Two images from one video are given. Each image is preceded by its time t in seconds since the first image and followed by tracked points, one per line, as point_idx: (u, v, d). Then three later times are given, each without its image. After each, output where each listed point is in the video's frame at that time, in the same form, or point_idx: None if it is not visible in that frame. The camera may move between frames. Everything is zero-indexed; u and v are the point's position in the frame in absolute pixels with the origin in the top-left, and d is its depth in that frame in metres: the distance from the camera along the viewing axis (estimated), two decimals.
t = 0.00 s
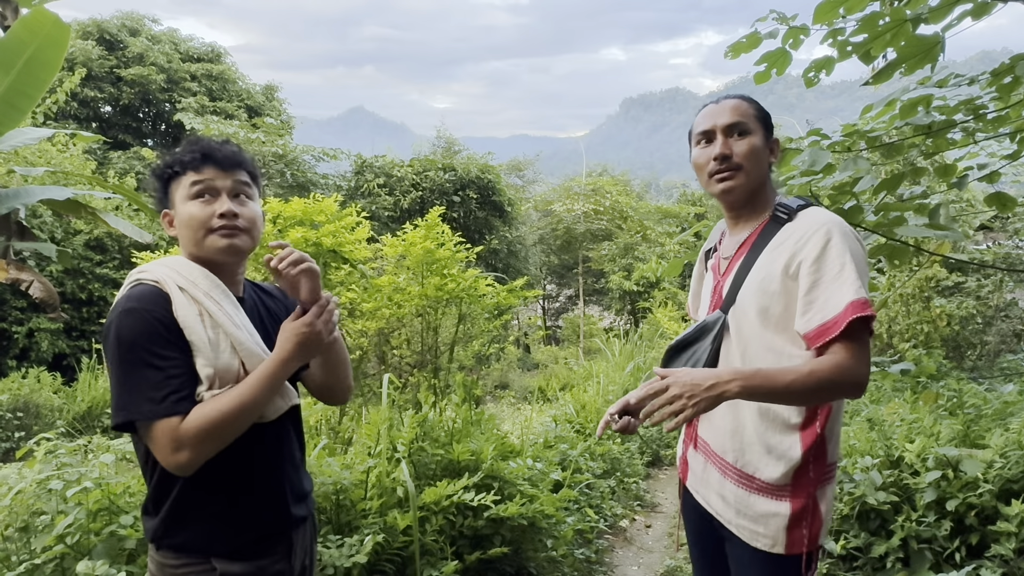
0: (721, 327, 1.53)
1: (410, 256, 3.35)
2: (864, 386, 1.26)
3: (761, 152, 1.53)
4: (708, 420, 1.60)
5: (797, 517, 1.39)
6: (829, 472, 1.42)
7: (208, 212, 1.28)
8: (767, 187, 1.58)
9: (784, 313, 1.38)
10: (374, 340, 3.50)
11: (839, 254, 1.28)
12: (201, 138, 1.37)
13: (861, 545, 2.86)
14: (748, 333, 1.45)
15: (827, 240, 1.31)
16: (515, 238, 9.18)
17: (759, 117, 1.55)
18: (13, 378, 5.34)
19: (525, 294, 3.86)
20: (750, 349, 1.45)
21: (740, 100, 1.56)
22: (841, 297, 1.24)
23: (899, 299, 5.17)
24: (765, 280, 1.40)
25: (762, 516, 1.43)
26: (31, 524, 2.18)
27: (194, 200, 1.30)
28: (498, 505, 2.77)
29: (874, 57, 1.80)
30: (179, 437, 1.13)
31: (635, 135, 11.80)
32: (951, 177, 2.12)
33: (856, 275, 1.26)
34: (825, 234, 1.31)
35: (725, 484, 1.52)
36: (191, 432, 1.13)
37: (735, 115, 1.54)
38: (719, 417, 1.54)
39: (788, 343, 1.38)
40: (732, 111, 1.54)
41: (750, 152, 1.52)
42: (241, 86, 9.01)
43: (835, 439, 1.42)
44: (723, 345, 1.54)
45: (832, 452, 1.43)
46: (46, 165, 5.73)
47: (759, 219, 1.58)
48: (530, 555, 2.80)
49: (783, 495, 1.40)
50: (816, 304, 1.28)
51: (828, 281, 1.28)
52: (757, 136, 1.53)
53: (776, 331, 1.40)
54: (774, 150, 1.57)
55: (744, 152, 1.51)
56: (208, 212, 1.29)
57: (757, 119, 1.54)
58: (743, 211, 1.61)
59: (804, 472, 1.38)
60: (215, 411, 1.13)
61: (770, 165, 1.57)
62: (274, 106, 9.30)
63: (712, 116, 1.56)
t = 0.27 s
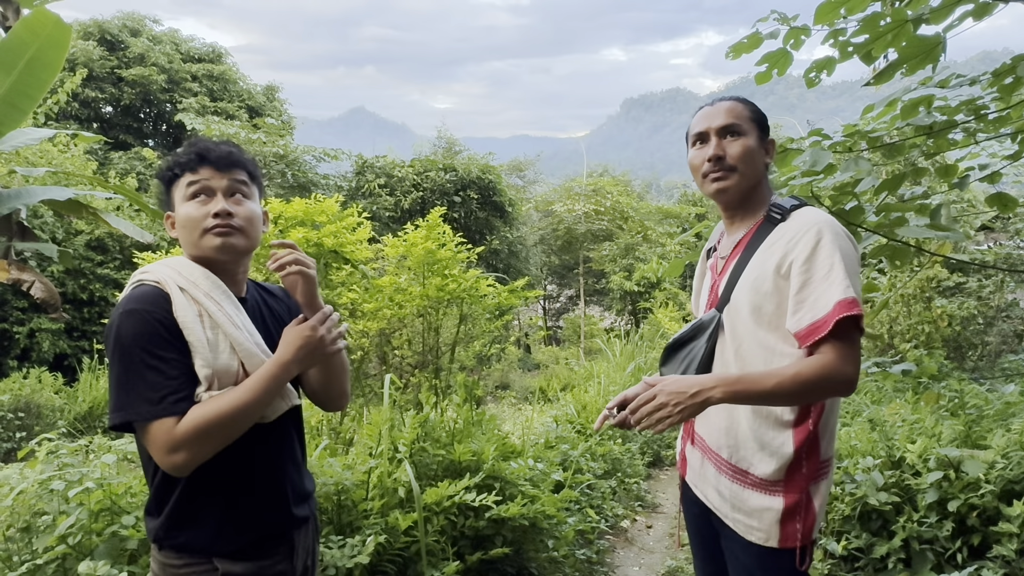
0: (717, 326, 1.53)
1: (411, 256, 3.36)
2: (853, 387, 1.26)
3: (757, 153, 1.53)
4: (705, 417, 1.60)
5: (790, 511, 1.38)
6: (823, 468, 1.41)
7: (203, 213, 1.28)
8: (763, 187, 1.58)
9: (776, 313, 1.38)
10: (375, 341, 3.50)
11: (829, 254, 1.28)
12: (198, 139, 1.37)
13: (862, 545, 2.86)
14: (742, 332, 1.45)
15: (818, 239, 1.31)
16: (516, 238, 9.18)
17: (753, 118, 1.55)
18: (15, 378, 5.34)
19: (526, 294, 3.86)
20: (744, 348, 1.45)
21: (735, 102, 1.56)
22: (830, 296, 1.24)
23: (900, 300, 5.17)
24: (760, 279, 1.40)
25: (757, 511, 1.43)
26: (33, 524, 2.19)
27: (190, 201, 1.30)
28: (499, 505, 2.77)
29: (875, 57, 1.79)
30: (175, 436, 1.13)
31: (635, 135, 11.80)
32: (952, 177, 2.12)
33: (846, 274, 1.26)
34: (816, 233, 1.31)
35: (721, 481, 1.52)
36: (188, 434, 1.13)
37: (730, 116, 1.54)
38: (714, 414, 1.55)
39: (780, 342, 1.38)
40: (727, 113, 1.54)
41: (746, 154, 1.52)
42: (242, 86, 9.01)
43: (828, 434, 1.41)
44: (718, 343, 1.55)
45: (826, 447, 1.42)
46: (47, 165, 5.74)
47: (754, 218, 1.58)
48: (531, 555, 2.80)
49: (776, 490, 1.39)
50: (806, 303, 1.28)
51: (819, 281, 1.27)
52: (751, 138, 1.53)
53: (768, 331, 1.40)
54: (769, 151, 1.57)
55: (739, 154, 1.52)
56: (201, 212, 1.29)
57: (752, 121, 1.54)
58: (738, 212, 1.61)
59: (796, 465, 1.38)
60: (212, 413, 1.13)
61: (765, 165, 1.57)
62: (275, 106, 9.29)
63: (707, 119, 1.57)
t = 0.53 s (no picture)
0: (711, 326, 1.54)
1: (413, 257, 3.36)
2: (825, 389, 1.27)
3: (751, 156, 1.53)
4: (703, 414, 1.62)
5: (779, 508, 1.38)
6: (818, 466, 1.39)
7: (188, 214, 1.28)
8: (759, 190, 1.58)
9: (761, 312, 1.39)
10: (377, 341, 3.51)
11: (811, 254, 1.29)
12: (198, 141, 1.37)
13: (864, 546, 2.86)
14: (733, 331, 1.46)
15: (801, 239, 1.31)
16: (517, 238, 9.19)
17: (750, 120, 1.54)
18: (16, 378, 5.35)
19: (527, 294, 3.86)
20: (734, 347, 1.46)
21: (733, 103, 1.56)
22: (805, 296, 1.25)
23: (901, 300, 5.17)
24: (749, 277, 1.41)
25: (747, 507, 1.43)
26: (36, 524, 2.19)
27: (180, 202, 1.31)
28: (501, 505, 2.78)
29: (877, 58, 1.79)
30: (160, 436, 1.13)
31: (636, 135, 11.80)
32: (954, 178, 2.12)
33: (824, 275, 1.26)
34: (801, 233, 1.32)
35: (715, 476, 1.54)
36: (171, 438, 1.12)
37: (725, 119, 1.53)
38: (709, 411, 1.57)
39: (765, 343, 1.38)
40: (722, 115, 1.54)
41: (738, 157, 1.52)
42: (243, 87, 9.01)
43: (823, 433, 1.40)
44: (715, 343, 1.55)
45: (822, 446, 1.41)
46: (48, 165, 5.75)
47: (748, 220, 1.58)
48: (533, 556, 2.80)
49: (768, 488, 1.39)
50: (787, 304, 1.29)
51: (798, 282, 1.29)
52: (746, 140, 1.52)
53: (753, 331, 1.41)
54: (767, 152, 1.56)
55: (732, 156, 1.52)
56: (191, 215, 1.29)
57: (748, 123, 1.54)
58: (734, 212, 1.61)
59: (785, 461, 1.37)
60: (196, 415, 1.12)
61: (763, 167, 1.57)
62: (276, 106, 9.29)
63: (703, 121, 1.57)
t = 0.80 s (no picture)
0: (713, 330, 1.56)
1: (414, 257, 3.37)
2: (818, 395, 1.28)
3: (750, 156, 1.53)
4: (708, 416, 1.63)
5: (784, 511, 1.38)
6: (822, 468, 1.39)
7: (188, 213, 1.29)
8: (762, 190, 1.58)
9: (758, 317, 1.39)
10: (378, 341, 3.51)
11: (807, 261, 1.29)
12: (208, 141, 1.38)
13: (865, 546, 2.86)
14: (733, 333, 1.46)
15: (800, 244, 1.31)
16: (518, 238, 9.19)
17: (750, 120, 1.53)
18: (18, 378, 5.35)
19: (528, 294, 3.86)
20: (734, 350, 1.46)
21: (730, 104, 1.55)
22: (798, 303, 1.27)
23: (903, 300, 5.17)
24: (749, 283, 1.41)
25: (752, 508, 1.43)
26: (38, 524, 2.20)
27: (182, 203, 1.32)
28: (503, 505, 2.78)
29: (878, 58, 1.79)
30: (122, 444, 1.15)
31: (637, 135, 11.80)
32: (955, 178, 2.12)
33: (819, 282, 1.27)
34: (798, 239, 1.32)
35: (721, 479, 1.54)
36: (128, 451, 1.14)
37: (725, 121, 1.53)
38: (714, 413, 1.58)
39: (762, 346, 1.39)
40: (722, 117, 1.53)
41: (737, 158, 1.52)
42: (244, 87, 9.01)
43: (826, 435, 1.39)
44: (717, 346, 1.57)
45: (826, 448, 1.40)
46: (50, 165, 5.76)
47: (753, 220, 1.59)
48: (535, 556, 2.80)
49: (773, 490, 1.40)
50: (783, 309, 1.30)
51: (793, 288, 1.29)
52: (745, 141, 1.52)
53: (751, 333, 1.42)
54: (767, 151, 1.56)
55: (731, 158, 1.51)
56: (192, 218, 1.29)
57: (746, 123, 1.53)
58: (738, 212, 1.61)
59: (789, 466, 1.37)
60: (168, 437, 1.14)
61: (765, 166, 1.57)
62: (277, 106, 9.30)
63: (700, 124, 1.57)
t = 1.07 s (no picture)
0: (731, 331, 1.49)
1: (416, 256, 3.37)
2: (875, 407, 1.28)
3: (778, 154, 1.49)
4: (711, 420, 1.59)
5: (793, 521, 1.39)
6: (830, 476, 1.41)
7: (193, 213, 1.30)
8: (786, 191, 1.55)
9: (797, 322, 1.38)
10: (379, 340, 3.51)
11: (861, 272, 1.28)
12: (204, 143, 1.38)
13: (866, 545, 2.86)
14: (756, 336, 1.44)
15: (851, 254, 1.30)
16: (518, 238, 9.19)
17: (776, 115, 1.49)
18: (19, 378, 5.35)
19: (530, 294, 3.86)
20: (759, 355, 1.44)
21: (758, 97, 1.51)
22: (861, 315, 1.24)
23: (904, 300, 5.17)
24: (783, 288, 1.39)
25: (760, 517, 1.43)
26: (40, 523, 2.20)
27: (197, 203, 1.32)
28: (504, 505, 2.78)
29: (879, 58, 1.80)
30: (96, 442, 1.21)
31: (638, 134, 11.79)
32: (956, 177, 2.12)
33: (878, 294, 1.26)
34: (852, 249, 1.30)
35: (726, 485, 1.51)
36: (100, 452, 1.20)
37: (750, 117, 1.49)
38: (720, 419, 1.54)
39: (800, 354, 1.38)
40: (747, 112, 1.50)
41: (765, 155, 1.48)
42: (245, 87, 9.00)
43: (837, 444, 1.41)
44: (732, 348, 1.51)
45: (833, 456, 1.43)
46: (51, 165, 5.76)
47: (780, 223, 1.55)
48: (536, 555, 2.80)
49: (781, 497, 1.40)
50: (839, 318, 1.28)
51: (849, 298, 1.27)
52: (773, 137, 1.48)
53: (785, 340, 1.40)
54: (796, 148, 1.52)
55: (758, 156, 1.48)
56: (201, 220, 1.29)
57: (775, 117, 1.49)
58: (762, 213, 1.58)
59: (803, 476, 1.38)
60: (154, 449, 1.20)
61: (791, 164, 1.53)
62: (278, 106, 9.30)
63: (726, 120, 1.53)
